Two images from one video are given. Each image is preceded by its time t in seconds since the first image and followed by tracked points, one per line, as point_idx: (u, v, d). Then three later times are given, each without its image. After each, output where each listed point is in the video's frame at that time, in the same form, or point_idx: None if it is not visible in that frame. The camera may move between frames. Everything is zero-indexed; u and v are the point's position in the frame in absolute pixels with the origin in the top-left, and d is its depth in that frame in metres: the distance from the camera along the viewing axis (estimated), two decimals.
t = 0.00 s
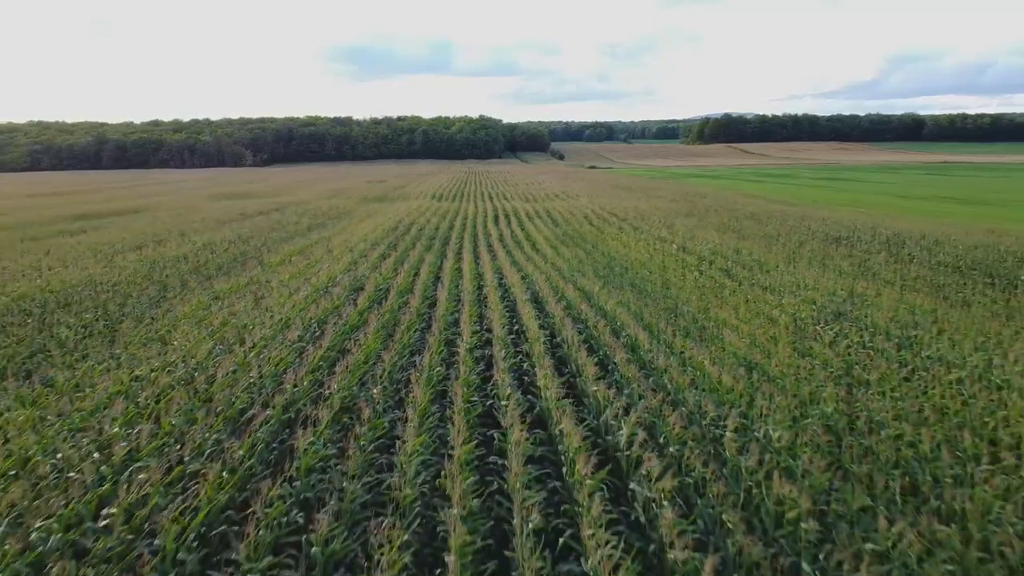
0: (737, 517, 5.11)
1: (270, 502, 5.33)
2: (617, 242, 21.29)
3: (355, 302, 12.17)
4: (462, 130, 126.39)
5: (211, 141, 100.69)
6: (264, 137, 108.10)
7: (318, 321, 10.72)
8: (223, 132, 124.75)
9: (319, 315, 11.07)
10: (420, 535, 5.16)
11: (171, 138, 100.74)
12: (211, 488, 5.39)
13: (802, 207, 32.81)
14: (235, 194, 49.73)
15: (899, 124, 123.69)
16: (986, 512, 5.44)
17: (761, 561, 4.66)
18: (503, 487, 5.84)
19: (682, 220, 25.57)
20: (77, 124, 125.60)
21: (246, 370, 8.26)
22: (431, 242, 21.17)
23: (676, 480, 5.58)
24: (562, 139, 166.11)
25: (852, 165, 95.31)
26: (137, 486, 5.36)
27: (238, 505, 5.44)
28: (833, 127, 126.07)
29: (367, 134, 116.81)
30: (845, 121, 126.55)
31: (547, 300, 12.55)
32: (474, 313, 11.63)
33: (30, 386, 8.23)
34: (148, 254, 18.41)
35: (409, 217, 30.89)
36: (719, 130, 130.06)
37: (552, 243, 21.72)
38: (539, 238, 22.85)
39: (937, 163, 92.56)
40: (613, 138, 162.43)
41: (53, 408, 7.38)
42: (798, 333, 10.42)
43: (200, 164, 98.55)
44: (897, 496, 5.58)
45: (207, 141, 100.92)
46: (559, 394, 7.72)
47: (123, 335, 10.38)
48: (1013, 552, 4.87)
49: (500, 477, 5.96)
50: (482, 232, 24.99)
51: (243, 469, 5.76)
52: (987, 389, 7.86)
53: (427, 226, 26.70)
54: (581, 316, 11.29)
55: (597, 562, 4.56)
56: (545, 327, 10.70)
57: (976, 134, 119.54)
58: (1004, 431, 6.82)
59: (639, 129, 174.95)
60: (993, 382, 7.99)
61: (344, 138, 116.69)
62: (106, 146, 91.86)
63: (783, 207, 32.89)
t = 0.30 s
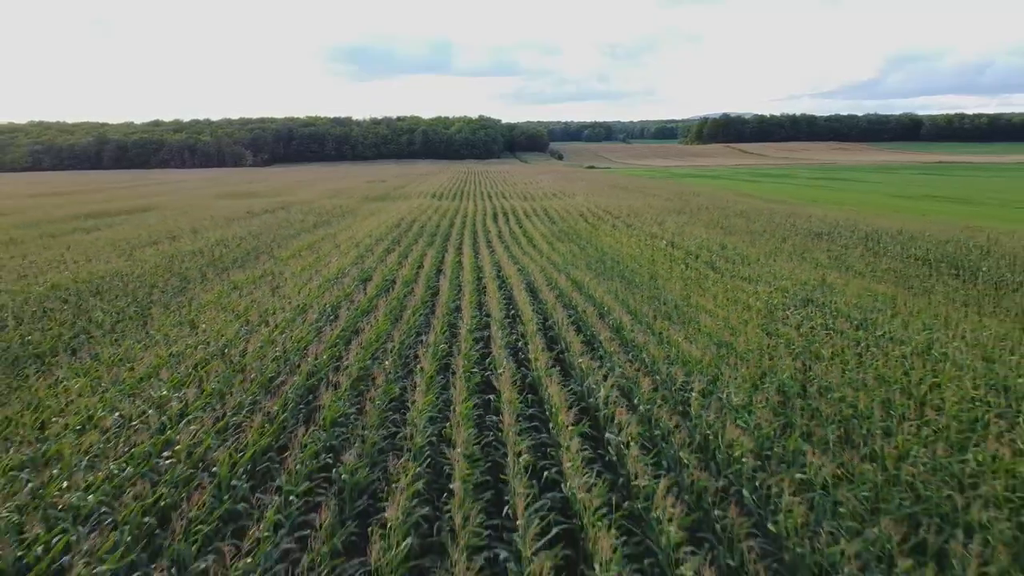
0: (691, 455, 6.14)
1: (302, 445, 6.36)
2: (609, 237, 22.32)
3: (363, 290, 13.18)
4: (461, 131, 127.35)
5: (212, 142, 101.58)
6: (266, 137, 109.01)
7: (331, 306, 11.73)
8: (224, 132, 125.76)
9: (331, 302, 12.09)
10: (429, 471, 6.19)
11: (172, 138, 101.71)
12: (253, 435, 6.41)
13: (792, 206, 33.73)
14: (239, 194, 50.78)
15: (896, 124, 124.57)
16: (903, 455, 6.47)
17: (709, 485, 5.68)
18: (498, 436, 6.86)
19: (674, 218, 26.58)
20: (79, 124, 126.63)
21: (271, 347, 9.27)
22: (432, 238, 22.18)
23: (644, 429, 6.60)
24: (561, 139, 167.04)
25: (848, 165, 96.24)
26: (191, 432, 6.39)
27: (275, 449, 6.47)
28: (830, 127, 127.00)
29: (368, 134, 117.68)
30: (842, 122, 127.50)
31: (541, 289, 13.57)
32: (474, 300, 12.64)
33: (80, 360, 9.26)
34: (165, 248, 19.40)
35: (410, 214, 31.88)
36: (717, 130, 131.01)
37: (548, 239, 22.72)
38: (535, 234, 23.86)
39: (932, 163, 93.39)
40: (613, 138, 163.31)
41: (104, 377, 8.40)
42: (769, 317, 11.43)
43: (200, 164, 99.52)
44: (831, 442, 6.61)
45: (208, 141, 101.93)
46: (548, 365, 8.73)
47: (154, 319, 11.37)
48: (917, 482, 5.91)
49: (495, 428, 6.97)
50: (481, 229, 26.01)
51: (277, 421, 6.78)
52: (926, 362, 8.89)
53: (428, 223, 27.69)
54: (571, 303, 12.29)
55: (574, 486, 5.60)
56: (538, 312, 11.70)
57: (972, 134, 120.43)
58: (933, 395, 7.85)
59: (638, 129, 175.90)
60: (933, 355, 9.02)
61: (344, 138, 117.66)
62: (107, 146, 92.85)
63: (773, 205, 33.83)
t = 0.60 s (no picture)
0: (660, 417, 7.00)
1: (319, 410, 7.21)
2: (603, 234, 23.13)
3: (367, 282, 14.00)
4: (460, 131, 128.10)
5: (212, 142, 102.36)
6: (266, 137, 109.92)
7: (339, 296, 12.57)
8: (224, 132, 126.43)
9: (339, 292, 12.92)
10: (430, 431, 7.04)
11: (173, 138, 102.46)
12: (275, 403, 7.26)
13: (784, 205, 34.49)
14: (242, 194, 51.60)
15: (892, 124, 125.31)
16: (850, 420, 7.32)
17: (674, 441, 6.54)
18: (492, 405, 7.69)
19: (667, 215, 27.37)
20: (79, 125, 127.43)
21: (286, 331, 10.10)
22: (432, 235, 22.98)
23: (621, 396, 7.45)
24: (560, 139, 167.81)
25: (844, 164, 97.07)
26: (221, 400, 7.25)
27: (294, 414, 7.32)
28: (827, 127, 127.74)
29: (367, 134, 118.44)
30: (839, 122, 128.25)
31: (535, 281, 14.38)
32: (472, 291, 13.47)
33: (111, 343, 10.11)
34: (176, 244, 20.25)
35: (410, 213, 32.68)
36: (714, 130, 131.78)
37: (545, 235, 23.53)
38: (532, 231, 24.64)
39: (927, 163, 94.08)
40: (611, 138, 164.12)
41: (135, 357, 9.25)
42: (746, 305, 12.24)
43: (200, 164, 100.27)
44: (787, 408, 7.46)
45: (208, 141, 102.71)
46: (539, 345, 9.56)
47: (174, 308, 12.18)
48: (857, 439, 6.77)
49: (490, 397, 7.83)
50: (480, 226, 26.81)
51: (295, 390, 7.64)
52: (884, 344, 9.74)
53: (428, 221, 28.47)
54: (563, 293, 13.10)
55: (557, 441, 6.45)
56: (532, 301, 12.51)
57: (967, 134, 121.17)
58: (885, 372, 8.70)
59: (637, 129, 176.64)
60: (892, 339, 9.82)
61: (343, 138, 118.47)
62: (108, 146, 93.63)
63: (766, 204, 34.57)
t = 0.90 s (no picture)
0: (638, 392, 7.69)
1: (328, 386, 7.90)
2: (597, 231, 23.83)
3: (369, 275, 14.66)
4: (459, 131, 128.69)
5: (212, 142, 103.01)
6: (266, 137, 110.55)
7: (342, 288, 13.24)
8: (223, 132, 127.02)
9: (342, 285, 13.60)
10: (429, 404, 7.72)
11: (172, 138, 103.01)
12: (287, 380, 7.95)
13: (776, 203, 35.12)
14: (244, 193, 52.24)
15: (889, 124, 125.94)
16: (813, 395, 8.00)
17: (650, 411, 7.22)
18: (486, 382, 8.37)
19: (661, 213, 27.98)
20: (80, 125, 128.03)
21: (294, 319, 10.79)
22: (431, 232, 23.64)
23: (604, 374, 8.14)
24: (558, 139, 168.48)
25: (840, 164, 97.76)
26: (238, 378, 7.92)
27: (305, 391, 7.99)
28: (824, 126, 128.38)
29: (367, 134, 119.09)
30: (836, 122, 128.94)
31: (529, 274, 15.04)
32: (468, 283, 14.15)
33: (129, 330, 10.78)
34: (184, 241, 20.94)
35: (409, 211, 33.29)
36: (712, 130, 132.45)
37: (540, 232, 24.17)
38: (529, 228, 25.23)
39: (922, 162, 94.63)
40: (610, 138, 164.75)
41: (154, 342, 9.93)
42: (728, 296, 12.93)
43: (200, 164, 100.85)
44: (756, 384, 8.15)
45: (207, 142, 103.27)
46: (530, 331, 10.26)
47: (187, 299, 12.86)
48: (817, 410, 7.46)
49: (484, 376, 8.50)
50: (478, 224, 27.43)
51: (306, 369, 8.31)
52: (853, 330, 10.44)
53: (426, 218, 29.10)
54: (555, 285, 13.79)
55: (544, 411, 7.14)
56: (526, 292, 13.20)
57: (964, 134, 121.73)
58: (850, 354, 9.40)
59: (635, 129, 177.27)
60: (860, 327, 10.52)
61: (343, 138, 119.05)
62: (108, 146, 94.18)
63: (758, 203, 35.21)
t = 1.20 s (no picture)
0: (623, 375, 8.17)
1: (331, 371, 8.38)
2: (593, 228, 24.35)
3: (369, 270, 15.15)
4: (458, 131, 129.12)
5: (212, 142, 103.42)
6: (265, 137, 111.00)
7: (343, 282, 13.74)
8: (222, 132, 127.36)
9: (343, 278, 14.09)
10: (427, 387, 8.21)
11: (172, 138, 103.41)
12: (293, 365, 8.43)
13: (770, 202, 35.59)
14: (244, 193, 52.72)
15: (886, 124, 126.46)
16: (789, 378, 8.49)
17: (633, 392, 7.70)
18: (480, 367, 8.85)
19: (655, 212, 28.47)
20: (80, 125, 128.46)
21: (298, 310, 11.28)
22: (430, 230, 24.14)
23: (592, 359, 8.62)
24: (557, 138, 168.97)
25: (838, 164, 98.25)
26: (247, 363, 8.41)
27: (310, 375, 8.48)
28: (822, 126, 128.88)
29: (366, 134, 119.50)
30: (833, 121, 129.46)
31: (524, 269, 15.54)
32: (465, 277, 14.64)
33: (140, 320, 11.26)
34: (188, 238, 21.40)
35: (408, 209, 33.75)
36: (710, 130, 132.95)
37: (537, 230, 24.68)
38: (525, 226, 25.72)
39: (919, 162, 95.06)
40: (608, 138, 165.10)
41: (165, 331, 10.40)
42: (715, 289, 13.43)
43: (200, 164, 101.26)
44: (735, 368, 8.65)
45: (207, 142, 103.68)
46: (524, 320, 10.75)
47: (194, 292, 13.34)
48: (791, 390, 7.94)
49: (478, 361, 8.98)
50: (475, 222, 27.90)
51: (310, 355, 8.79)
52: (833, 320, 10.93)
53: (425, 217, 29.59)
54: (549, 279, 14.28)
55: (534, 392, 7.63)
56: (520, 285, 13.69)
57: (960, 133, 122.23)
58: (827, 342, 9.88)
59: (634, 129, 177.76)
60: (838, 317, 11.02)
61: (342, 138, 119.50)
62: (108, 147, 94.57)
63: (752, 202, 35.68)
